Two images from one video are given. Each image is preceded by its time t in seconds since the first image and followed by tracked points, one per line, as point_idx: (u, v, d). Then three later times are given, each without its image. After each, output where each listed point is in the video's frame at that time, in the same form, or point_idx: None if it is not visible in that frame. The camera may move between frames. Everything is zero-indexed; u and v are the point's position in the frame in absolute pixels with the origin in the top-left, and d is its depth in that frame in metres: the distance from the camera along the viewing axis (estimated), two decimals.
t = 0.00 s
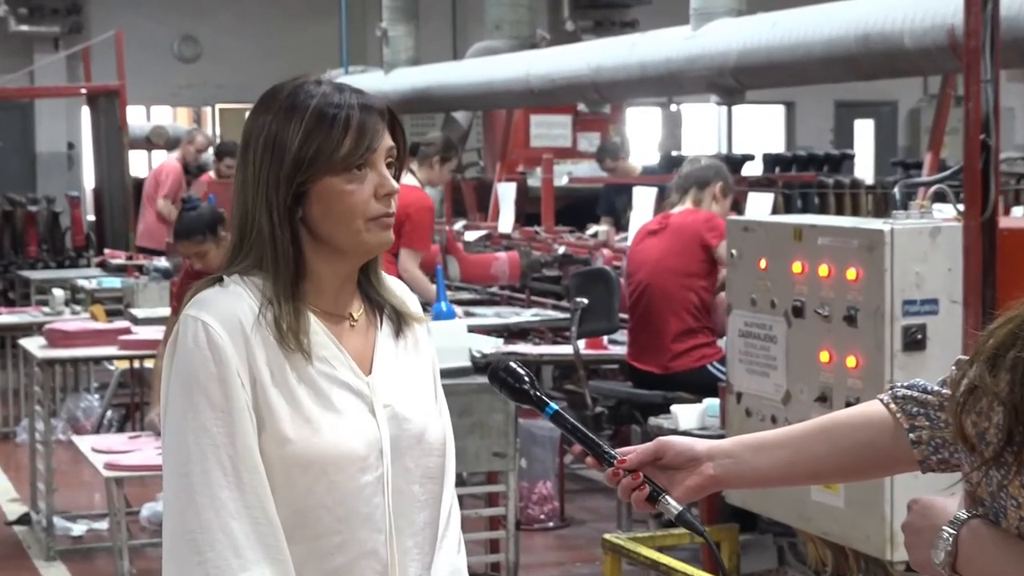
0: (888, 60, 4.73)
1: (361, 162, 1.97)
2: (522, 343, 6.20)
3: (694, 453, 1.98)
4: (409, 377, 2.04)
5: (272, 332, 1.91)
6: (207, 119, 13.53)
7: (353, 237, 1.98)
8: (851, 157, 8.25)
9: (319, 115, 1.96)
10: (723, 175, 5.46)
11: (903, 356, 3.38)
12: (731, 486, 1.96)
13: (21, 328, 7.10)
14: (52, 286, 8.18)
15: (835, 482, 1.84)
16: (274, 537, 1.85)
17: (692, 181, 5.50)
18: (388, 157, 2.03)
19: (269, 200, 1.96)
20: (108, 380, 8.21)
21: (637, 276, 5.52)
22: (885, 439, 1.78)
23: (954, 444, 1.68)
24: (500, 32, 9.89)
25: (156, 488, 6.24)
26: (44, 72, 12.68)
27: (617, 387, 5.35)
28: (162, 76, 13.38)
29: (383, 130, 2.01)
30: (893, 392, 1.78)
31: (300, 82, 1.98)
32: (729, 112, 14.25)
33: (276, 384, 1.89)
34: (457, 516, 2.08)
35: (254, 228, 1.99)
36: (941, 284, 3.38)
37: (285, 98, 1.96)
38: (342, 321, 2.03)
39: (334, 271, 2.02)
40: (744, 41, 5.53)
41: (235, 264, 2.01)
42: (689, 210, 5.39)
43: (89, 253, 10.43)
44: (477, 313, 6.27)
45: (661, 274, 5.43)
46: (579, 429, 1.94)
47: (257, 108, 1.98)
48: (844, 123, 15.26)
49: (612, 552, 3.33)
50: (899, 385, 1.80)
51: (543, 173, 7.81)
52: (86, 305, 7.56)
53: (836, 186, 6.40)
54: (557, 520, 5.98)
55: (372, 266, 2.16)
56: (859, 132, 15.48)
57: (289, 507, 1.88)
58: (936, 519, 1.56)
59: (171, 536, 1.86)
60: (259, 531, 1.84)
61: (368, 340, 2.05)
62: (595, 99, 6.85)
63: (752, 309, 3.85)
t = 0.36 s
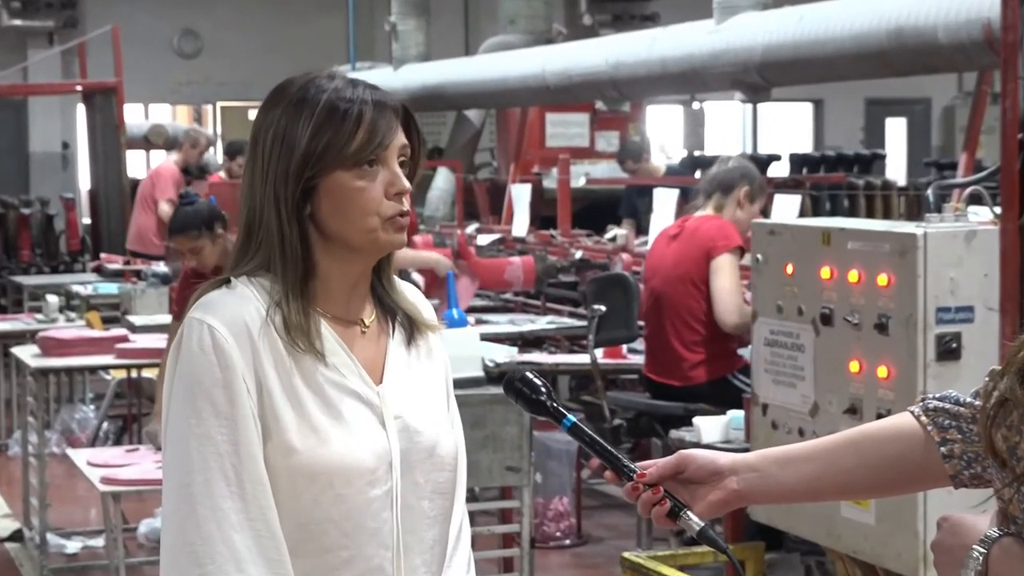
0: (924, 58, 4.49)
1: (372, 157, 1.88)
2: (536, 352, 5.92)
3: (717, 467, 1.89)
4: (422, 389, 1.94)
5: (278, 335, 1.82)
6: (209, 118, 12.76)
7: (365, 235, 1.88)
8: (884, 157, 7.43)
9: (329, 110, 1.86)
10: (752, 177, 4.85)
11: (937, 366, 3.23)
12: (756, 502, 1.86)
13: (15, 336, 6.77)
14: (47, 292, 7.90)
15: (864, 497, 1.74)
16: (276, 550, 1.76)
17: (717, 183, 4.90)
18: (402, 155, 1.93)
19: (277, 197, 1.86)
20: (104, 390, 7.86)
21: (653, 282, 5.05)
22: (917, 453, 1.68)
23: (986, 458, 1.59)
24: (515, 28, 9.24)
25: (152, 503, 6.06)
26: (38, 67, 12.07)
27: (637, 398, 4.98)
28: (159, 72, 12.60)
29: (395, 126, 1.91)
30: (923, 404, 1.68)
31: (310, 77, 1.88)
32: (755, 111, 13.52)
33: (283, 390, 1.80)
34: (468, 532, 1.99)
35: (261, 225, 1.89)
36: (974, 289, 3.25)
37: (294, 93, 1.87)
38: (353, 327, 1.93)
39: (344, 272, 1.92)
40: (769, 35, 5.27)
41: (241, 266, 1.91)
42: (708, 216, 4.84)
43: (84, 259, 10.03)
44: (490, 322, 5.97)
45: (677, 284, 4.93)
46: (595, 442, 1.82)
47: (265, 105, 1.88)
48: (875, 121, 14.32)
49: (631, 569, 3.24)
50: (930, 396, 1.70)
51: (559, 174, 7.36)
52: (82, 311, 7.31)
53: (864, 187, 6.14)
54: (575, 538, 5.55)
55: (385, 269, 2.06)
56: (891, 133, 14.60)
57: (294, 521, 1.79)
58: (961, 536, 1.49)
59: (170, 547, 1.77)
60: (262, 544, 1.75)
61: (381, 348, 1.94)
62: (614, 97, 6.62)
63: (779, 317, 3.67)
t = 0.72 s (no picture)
0: (956, 58, 4.25)
1: (380, 151, 1.80)
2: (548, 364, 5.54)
3: (738, 479, 1.77)
4: (431, 405, 1.85)
5: (280, 344, 1.73)
6: (207, 117, 11.86)
7: (374, 233, 1.79)
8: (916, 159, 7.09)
9: (335, 104, 1.78)
10: (780, 182, 4.67)
11: (970, 379, 3.07)
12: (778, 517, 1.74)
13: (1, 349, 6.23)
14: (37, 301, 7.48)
15: (893, 512, 1.63)
16: (273, 570, 1.67)
17: (744, 187, 4.72)
18: (409, 152, 1.85)
19: (280, 197, 1.77)
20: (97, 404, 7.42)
21: (675, 289, 4.84)
22: (948, 468, 1.58)
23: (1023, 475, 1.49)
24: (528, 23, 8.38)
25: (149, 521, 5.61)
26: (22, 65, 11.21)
27: (655, 411, 4.66)
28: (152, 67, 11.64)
29: (403, 122, 1.83)
30: (954, 417, 1.59)
31: (310, 75, 1.80)
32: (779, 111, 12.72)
33: (284, 402, 1.71)
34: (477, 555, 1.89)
35: (265, 226, 1.80)
36: (1010, 299, 3.10)
37: (299, 89, 1.78)
38: (359, 336, 1.84)
39: (349, 275, 1.83)
40: (794, 30, 4.92)
41: (242, 272, 1.81)
42: (734, 220, 4.64)
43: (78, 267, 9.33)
44: (500, 330, 5.54)
45: (700, 291, 4.72)
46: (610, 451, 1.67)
47: (263, 105, 1.80)
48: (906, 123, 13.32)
49: None
50: (961, 409, 1.60)
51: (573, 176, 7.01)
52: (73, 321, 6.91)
53: (893, 190, 5.94)
54: (589, 559, 5.07)
55: (392, 277, 1.98)
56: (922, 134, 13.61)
57: (293, 539, 1.70)
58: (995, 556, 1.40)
59: (163, 567, 1.68)
60: (262, 565, 1.67)
61: (387, 360, 1.85)
62: (630, 96, 6.22)
63: (804, 327, 3.55)
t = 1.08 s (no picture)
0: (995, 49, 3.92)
1: (404, 155, 1.71)
2: (564, 372, 5.22)
3: (762, 494, 1.69)
4: (438, 419, 1.77)
5: (286, 355, 1.65)
6: (206, 116, 11.63)
7: (393, 239, 1.71)
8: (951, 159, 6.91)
9: (361, 105, 1.69)
10: (809, 182, 4.53)
11: (1006, 390, 2.95)
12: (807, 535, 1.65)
13: None
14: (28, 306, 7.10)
15: (927, 529, 1.55)
16: None
17: (772, 189, 4.59)
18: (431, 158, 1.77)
19: (298, 200, 1.68)
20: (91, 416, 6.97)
21: (700, 295, 4.67)
22: (981, 481, 1.49)
23: None
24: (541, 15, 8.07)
25: (146, 537, 5.37)
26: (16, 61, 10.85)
27: (675, 423, 4.45)
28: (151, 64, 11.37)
29: (428, 125, 1.74)
30: (989, 429, 1.49)
31: (331, 72, 1.71)
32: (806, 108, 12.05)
33: (286, 416, 1.63)
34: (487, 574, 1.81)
35: (277, 228, 1.70)
36: None
37: (320, 87, 1.69)
38: (364, 346, 1.76)
39: (362, 284, 1.75)
40: (820, 24, 4.62)
41: (249, 278, 1.72)
42: (761, 220, 4.52)
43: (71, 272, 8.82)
44: (512, 338, 5.36)
45: (729, 294, 4.56)
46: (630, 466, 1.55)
47: (283, 99, 1.70)
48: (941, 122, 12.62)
49: None
50: (997, 419, 1.51)
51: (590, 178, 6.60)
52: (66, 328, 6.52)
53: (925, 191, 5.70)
54: None
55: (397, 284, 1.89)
56: (954, 132, 12.77)
57: (297, 560, 1.61)
58: None
59: None
60: None
61: (393, 370, 1.77)
62: (649, 92, 5.88)
63: (831, 335, 3.42)
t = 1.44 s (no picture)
0: None
1: (414, 159, 1.62)
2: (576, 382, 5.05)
3: (789, 512, 1.58)
4: (452, 435, 1.68)
5: (293, 367, 1.56)
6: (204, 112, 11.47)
7: (401, 246, 1.61)
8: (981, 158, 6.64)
9: (368, 103, 1.59)
10: (838, 180, 4.29)
11: None
12: (834, 555, 1.56)
13: None
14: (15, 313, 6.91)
15: (962, 551, 1.47)
16: None
17: (799, 189, 4.33)
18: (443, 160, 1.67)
19: (302, 204, 1.59)
20: (79, 427, 6.80)
21: (724, 299, 4.42)
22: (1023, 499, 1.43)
23: None
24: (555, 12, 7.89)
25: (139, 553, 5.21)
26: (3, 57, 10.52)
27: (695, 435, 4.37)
28: (147, 60, 11.17)
29: (438, 124, 1.65)
30: None
31: (338, 67, 1.61)
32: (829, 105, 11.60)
33: (292, 430, 1.54)
34: None
35: (281, 231, 1.61)
36: None
37: (326, 84, 1.59)
38: (374, 357, 1.68)
39: (371, 291, 1.66)
40: (843, 17, 4.38)
41: (252, 285, 1.62)
42: (793, 225, 4.27)
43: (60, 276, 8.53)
44: (522, 347, 5.14)
45: (756, 301, 4.32)
46: (650, 481, 1.47)
47: (288, 96, 1.60)
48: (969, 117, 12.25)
49: None
50: None
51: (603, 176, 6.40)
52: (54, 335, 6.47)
53: (957, 192, 5.28)
54: None
55: (411, 289, 1.81)
56: (988, 130, 12.30)
57: None
58: None
59: None
60: None
61: (402, 382, 1.69)
62: (665, 87, 5.68)
63: (858, 343, 3.29)
